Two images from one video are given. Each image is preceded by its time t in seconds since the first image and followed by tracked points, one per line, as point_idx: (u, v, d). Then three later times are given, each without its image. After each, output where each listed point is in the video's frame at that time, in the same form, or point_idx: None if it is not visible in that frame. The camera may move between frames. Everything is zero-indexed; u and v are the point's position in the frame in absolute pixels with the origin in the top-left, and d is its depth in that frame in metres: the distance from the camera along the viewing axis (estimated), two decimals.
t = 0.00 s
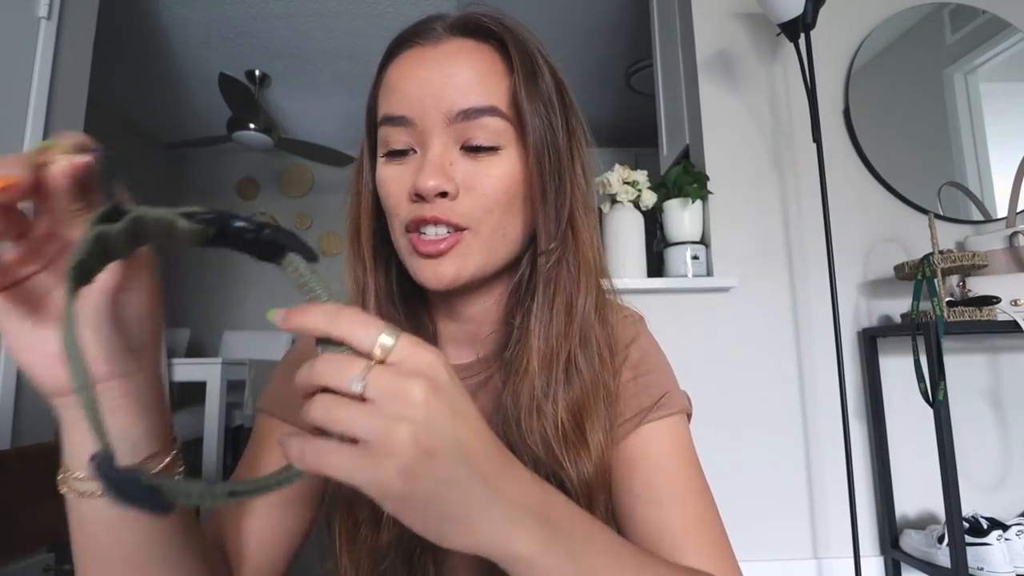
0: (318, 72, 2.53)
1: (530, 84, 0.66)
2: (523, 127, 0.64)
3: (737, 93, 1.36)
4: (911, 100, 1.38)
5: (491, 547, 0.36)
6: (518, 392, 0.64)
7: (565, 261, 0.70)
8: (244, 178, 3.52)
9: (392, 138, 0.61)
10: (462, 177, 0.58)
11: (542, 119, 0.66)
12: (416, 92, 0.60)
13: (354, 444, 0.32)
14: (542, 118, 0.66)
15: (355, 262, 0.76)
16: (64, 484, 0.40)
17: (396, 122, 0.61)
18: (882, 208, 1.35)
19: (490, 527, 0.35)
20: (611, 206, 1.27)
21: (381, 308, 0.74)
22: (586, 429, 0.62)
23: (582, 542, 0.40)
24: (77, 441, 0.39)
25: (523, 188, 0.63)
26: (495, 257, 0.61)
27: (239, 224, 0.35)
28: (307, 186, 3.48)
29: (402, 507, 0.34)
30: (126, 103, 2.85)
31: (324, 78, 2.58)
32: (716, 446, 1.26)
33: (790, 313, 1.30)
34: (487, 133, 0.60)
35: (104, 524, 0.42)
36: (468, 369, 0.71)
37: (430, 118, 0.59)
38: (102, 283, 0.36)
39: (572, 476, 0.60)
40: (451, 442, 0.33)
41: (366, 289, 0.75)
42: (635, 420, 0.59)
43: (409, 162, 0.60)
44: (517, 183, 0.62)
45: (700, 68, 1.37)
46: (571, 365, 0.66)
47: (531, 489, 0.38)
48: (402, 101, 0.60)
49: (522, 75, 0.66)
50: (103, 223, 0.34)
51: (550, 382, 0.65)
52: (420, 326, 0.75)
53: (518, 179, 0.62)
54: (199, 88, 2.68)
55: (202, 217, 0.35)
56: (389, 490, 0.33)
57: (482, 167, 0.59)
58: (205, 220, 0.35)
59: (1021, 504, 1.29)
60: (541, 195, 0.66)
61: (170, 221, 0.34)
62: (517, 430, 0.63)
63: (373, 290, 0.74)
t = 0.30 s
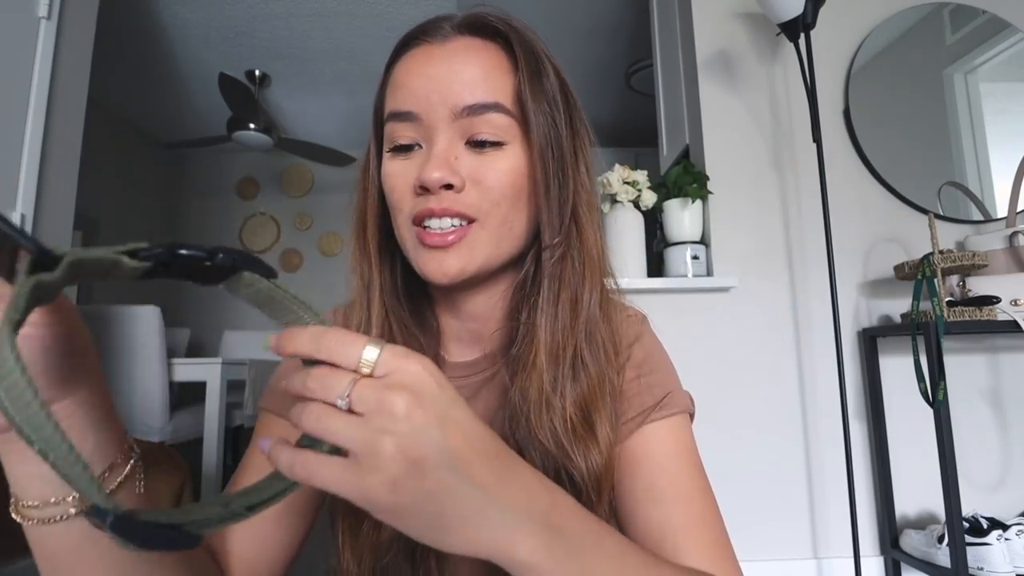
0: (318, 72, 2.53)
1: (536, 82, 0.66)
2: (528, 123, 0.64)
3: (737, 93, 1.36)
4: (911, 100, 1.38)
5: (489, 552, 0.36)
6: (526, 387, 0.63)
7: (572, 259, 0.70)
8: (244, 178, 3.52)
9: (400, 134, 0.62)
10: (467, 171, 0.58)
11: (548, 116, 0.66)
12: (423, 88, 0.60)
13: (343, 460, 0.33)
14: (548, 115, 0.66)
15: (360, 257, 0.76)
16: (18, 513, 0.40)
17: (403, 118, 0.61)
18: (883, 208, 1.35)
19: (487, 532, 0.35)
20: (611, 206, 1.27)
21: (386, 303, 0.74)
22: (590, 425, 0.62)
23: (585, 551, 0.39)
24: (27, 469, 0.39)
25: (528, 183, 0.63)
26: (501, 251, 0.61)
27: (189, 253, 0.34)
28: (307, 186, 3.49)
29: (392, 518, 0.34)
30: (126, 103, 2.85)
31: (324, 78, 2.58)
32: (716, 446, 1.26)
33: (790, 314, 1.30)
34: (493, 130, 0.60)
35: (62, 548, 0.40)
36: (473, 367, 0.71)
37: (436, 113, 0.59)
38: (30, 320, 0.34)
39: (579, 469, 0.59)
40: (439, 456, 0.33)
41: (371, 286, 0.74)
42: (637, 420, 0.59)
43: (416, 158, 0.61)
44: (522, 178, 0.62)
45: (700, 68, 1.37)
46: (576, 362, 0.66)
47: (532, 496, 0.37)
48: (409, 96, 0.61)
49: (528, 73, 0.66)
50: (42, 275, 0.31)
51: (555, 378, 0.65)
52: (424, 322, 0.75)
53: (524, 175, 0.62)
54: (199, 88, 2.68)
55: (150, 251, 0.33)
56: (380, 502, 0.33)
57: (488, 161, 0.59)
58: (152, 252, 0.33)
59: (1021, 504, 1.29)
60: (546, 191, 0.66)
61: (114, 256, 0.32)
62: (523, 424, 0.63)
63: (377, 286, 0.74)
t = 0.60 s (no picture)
0: (318, 72, 2.53)
1: (550, 85, 0.66)
2: (545, 129, 0.65)
3: (738, 93, 1.36)
4: (911, 100, 1.38)
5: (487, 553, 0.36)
6: (533, 392, 0.64)
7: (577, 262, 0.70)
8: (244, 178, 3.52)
9: (410, 131, 0.61)
10: (481, 174, 0.58)
11: (561, 124, 0.67)
12: (438, 87, 0.60)
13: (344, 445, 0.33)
14: (561, 121, 0.67)
15: (360, 256, 0.75)
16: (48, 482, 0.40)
17: (415, 115, 0.61)
18: (882, 208, 1.35)
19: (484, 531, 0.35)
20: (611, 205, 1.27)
21: (388, 303, 0.74)
22: (592, 424, 0.62)
23: (583, 545, 0.40)
24: (61, 436, 0.40)
25: (537, 187, 0.63)
26: (512, 254, 0.61)
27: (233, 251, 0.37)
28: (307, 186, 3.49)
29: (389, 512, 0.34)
30: (125, 103, 2.85)
31: (324, 78, 2.58)
32: (716, 446, 1.26)
33: (790, 313, 1.30)
34: (506, 134, 0.61)
35: (90, 517, 0.42)
36: (475, 367, 0.71)
37: (451, 114, 0.59)
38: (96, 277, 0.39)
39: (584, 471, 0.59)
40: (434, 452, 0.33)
41: (372, 286, 0.74)
42: (638, 420, 0.59)
43: (427, 156, 0.60)
44: (532, 183, 0.63)
45: (700, 68, 1.37)
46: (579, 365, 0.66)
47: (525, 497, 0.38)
48: (423, 94, 0.60)
49: (542, 80, 0.66)
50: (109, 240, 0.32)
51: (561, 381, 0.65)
52: (423, 320, 0.75)
53: (533, 179, 0.63)
54: (199, 88, 2.68)
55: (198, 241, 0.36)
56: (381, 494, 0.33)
57: (501, 164, 0.60)
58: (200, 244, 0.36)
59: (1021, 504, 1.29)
60: (553, 194, 0.66)
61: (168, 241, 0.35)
62: (530, 429, 0.63)
63: (377, 285, 0.74)
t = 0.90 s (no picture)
0: (318, 72, 2.53)
1: (558, 90, 0.66)
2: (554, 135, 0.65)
3: (738, 93, 1.36)
4: (911, 100, 1.38)
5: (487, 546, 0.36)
6: (537, 405, 0.63)
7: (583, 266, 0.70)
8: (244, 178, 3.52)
9: (416, 133, 0.61)
10: (490, 183, 0.59)
11: (570, 131, 0.67)
12: (446, 91, 0.59)
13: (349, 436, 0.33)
14: (571, 124, 0.67)
15: (362, 256, 0.75)
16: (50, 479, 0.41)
17: (420, 118, 0.60)
18: (883, 209, 1.35)
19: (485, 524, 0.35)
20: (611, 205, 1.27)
21: (389, 305, 0.74)
22: (597, 432, 0.62)
23: (586, 543, 0.40)
24: (65, 434, 0.40)
25: (546, 194, 0.64)
26: (518, 260, 0.62)
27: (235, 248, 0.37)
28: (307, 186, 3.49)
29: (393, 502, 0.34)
30: (126, 103, 2.85)
31: (324, 78, 2.58)
32: (716, 445, 1.26)
33: (790, 313, 1.30)
34: (515, 141, 0.61)
35: (92, 514, 0.42)
36: (476, 369, 0.71)
37: (460, 118, 0.59)
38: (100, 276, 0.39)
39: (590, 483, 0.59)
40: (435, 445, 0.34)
41: (374, 286, 0.74)
42: (638, 420, 0.59)
43: (430, 160, 0.60)
44: (541, 190, 0.63)
45: (700, 68, 1.37)
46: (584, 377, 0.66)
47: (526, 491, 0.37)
48: (431, 95, 0.60)
49: (550, 86, 0.66)
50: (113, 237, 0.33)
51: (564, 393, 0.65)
52: (424, 321, 0.74)
53: (542, 185, 0.63)
54: (199, 88, 2.68)
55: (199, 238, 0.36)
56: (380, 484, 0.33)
57: (510, 171, 0.60)
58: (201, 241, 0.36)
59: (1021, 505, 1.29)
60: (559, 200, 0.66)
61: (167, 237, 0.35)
62: (534, 442, 0.63)
63: (381, 287, 0.74)
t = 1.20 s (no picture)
0: (318, 72, 2.53)
1: (516, 88, 0.59)
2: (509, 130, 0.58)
3: (737, 93, 1.36)
4: (911, 100, 1.38)
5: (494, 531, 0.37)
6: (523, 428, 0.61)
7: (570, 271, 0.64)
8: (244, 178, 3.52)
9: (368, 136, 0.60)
10: (422, 183, 0.55)
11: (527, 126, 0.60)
12: (388, 89, 0.57)
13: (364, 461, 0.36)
14: (524, 118, 0.59)
15: (359, 256, 0.75)
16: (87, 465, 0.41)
17: (372, 118, 0.59)
18: (883, 209, 1.35)
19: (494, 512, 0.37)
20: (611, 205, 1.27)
21: (383, 310, 0.72)
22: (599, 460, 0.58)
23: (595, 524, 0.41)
24: (106, 424, 0.40)
25: (497, 194, 0.58)
26: (461, 265, 0.58)
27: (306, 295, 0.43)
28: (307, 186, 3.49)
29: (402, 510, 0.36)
30: (126, 103, 2.85)
31: (324, 78, 2.58)
32: (716, 445, 1.26)
33: (790, 313, 1.30)
34: (453, 140, 0.56)
35: (125, 503, 0.42)
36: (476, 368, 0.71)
37: (396, 117, 0.56)
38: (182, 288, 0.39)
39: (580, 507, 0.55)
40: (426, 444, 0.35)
41: (367, 280, 0.73)
42: (641, 420, 0.60)
43: (378, 162, 0.59)
44: (489, 191, 0.57)
45: (700, 68, 1.37)
46: (578, 421, 0.60)
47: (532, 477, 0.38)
48: (375, 96, 0.58)
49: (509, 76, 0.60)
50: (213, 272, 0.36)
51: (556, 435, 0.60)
52: (424, 322, 0.74)
53: (491, 186, 0.57)
54: (199, 88, 2.68)
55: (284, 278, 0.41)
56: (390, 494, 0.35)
57: (443, 171, 0.56)
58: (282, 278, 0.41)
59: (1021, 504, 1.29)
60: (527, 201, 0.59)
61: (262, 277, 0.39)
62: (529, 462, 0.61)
63: (374, 283, 0.73)
